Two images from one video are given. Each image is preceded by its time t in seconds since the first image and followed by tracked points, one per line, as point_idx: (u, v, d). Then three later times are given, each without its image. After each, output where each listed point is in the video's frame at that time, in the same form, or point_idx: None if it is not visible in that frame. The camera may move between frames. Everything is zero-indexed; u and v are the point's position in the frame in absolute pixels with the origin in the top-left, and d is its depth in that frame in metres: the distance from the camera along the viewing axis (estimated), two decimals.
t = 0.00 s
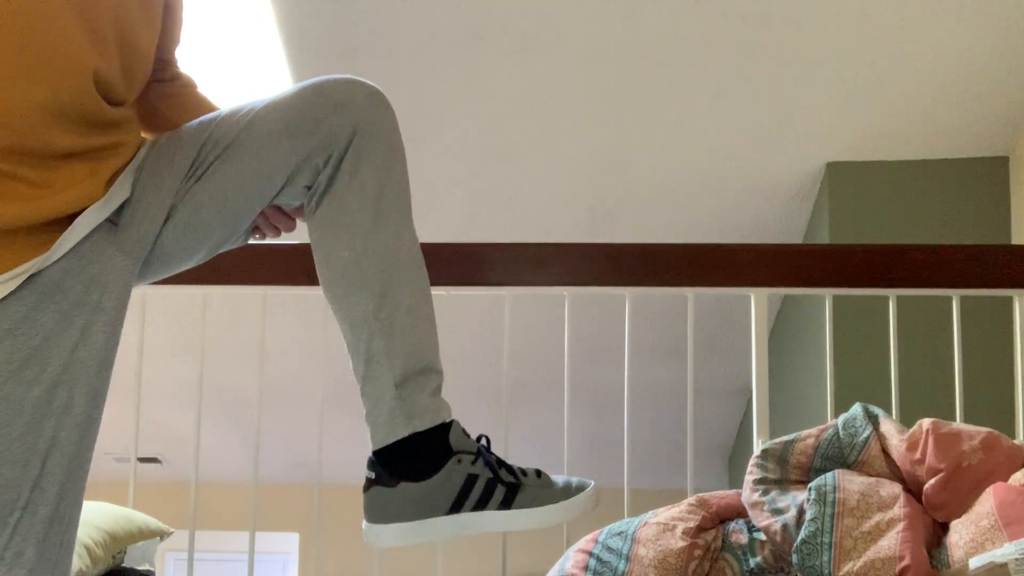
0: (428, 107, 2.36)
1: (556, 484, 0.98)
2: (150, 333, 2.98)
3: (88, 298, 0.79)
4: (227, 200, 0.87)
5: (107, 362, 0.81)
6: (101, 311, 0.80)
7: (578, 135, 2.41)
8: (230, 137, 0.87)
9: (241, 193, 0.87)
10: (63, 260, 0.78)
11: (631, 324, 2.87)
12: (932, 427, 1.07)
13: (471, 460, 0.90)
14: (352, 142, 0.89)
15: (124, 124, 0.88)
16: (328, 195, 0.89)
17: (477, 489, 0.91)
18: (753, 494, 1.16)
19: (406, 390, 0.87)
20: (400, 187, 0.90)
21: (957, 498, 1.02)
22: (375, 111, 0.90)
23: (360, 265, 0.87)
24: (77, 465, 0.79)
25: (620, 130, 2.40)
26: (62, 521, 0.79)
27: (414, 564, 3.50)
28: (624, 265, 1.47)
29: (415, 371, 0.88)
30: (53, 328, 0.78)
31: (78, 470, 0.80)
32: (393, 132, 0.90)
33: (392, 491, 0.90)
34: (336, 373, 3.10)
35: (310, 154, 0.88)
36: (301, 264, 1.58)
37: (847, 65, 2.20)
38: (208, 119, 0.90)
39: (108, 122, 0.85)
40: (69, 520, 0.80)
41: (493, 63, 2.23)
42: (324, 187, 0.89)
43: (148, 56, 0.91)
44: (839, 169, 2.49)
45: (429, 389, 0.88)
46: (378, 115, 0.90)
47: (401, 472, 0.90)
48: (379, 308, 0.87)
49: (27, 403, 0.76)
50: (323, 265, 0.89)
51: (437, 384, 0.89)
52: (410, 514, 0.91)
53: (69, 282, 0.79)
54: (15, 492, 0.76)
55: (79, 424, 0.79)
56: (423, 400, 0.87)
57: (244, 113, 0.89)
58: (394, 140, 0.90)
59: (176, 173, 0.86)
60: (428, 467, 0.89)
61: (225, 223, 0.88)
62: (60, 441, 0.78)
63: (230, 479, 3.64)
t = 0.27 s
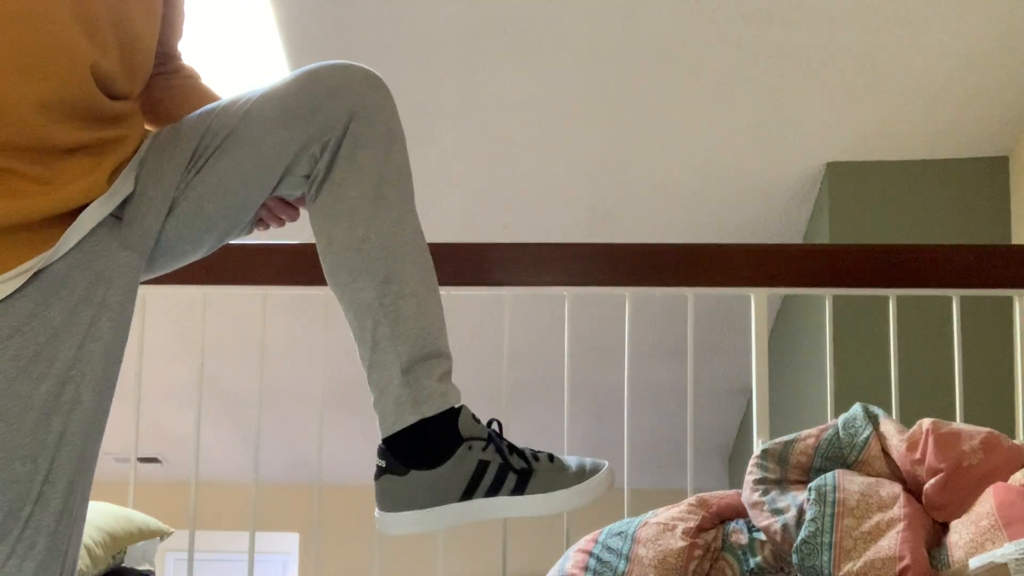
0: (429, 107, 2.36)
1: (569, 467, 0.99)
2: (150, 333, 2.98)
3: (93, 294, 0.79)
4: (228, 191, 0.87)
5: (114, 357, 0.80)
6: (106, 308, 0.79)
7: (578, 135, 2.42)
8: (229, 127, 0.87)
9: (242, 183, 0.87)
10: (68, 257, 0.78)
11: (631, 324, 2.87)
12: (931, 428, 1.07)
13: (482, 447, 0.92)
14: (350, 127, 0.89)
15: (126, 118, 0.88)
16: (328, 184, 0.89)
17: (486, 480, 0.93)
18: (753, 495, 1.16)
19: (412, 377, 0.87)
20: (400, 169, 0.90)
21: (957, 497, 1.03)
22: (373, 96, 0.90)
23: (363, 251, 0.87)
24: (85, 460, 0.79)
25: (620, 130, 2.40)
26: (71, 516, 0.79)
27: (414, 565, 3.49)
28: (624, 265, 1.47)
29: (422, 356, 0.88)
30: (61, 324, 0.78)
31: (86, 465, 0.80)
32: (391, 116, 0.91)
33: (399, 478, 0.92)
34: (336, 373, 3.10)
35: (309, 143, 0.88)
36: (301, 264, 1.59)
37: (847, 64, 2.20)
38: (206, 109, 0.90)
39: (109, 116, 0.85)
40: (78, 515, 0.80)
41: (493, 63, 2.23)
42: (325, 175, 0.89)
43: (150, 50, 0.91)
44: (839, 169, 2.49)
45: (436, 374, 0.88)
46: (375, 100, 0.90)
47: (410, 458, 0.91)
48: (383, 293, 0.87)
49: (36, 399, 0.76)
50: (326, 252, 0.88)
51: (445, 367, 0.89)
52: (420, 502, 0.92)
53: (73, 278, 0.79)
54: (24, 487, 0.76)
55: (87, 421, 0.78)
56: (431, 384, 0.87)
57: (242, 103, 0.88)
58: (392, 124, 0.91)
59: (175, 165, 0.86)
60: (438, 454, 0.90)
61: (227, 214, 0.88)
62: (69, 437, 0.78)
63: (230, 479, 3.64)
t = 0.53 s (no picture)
0: (429, 106, 2.36)
1: (561, 473, 0.99)
2: (151, 333, 2.98)
3: (91, 295, 0.79)
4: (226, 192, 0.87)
5: (111, 357, 0.80)
6: (104, 309, 0.79)
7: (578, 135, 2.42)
8: (229, 128, 0.87)
9: (241, 184, 0.87)
10: (68, 256, 0.78)
11: (632, 324, 2.87)
12: (931, 427, 1.07)
13: (468, 452, 0.91)
14: (349, 126, 0.89)
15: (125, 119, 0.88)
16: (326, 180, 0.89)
17: (474, 486, 0.92)
18: (753, 495, 1.16)
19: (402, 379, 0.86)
20: (397, 169, 0.90)
21: (957, 497, 1.03)
22: (372, 94, 0.90)
23: (355, 249, 0.87)
24: (83, 460, 0.80)
25: (620, 129, 2.40)
26: (70, 515, 0.79)
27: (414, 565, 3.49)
28: (623, 265, 1.47)
29: (411, 359, 0.87)
30: (58, 324, 0.77)
31: (85, 465, 0.80)
32: (391, 115, 0.91)
33: (383, 485, 0.92)
34: (337, 373, 3.10)
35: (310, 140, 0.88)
36: (301, 264, 1.58)
37: (847, 63, 2.20)
38: (208, 112, 0.91)
39: (108, 115, 0.85)
40: (76, 514, 0.80)
41: (493, 63, 2.23)
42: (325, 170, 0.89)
43: (146, 47, 0.91)
44: (839, 169, 2.49)
45: (426, 376, 0.87)
46: (375, 99, 0.90)
47: (397, 466, 0.91)
48: (374, 293, 0.87)
49: (34, 400, 0.76)
50: (319, 250, 0.89)
51: (435, 372, 0.88)
52: (407, 511, 0.92)
53: (72, 278, 0.79)
54: (22, 488, 0.76)
55: (85, 421, 0.78)
56: (419, 388, 0.86)
57: (243, 104, 0.89)
58: (391, 123, 0.91)
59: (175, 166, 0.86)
60: (422, 459, 0.90)
61: (227, 214, 0.88)
62: (66, 438, 0.78)
63: (231, 479, 3.64)
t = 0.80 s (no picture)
0: (429, 106, 2.36)
1: (568, 466, 0.99)
2: (151, 333, 2.98)
3: (90, 295, 0.79)
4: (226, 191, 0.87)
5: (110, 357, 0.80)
6: (103, 309, 0.79)
7: (578, 135, 2.42)
8: (227, 127, 0.87)
9: (241, 184, 0.87)
10: (67, 256, 0.79)
11: (632, 324, 2.87)
12: (932, 427, 1.07)
13: (477, 447, 0.92)
14: (350, 124, 0.88)
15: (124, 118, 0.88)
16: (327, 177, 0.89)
17: (480, 484, 0.93)
18: (753, 495, 1.16)
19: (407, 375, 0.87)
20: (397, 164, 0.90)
21: (957, 497, 1.03)
22: (372, 91, 0.90)
23: (359, 246, 0.87)
24: (82, 461, 0.80)
25: (620, 129, 2.40)
26: (68, 518, 0.79)
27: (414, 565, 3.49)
28: (622, 265, 1.47)
29: (416, 355, 0.87)
30: (56, 326, 0.78)
31: (83, 467, 0.80)
32: (391, 110, 0.91)
33: (393, 482, 0.92)
34: (337, 373, 3.09)
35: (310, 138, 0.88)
36: (301, 264, 1.58)
37: (848, 63, 2.20)
38: (206, 111, 0.90)
39: (107, 113, 0.85)
40: (75, 517, 0.80)
41: (493, 63, 2.23)
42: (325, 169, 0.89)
43: (141, 46, 0.92)
44: (839, 169, 2.49)
45: (432, 373, 0.87)
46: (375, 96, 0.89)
47: (404, 462, 0.91)
48: (378, 289, 0.87)
49: (31, 401, 0.76)
50: (323, 247, 0.89)
51: (440, 367, 0.88)
52: (412, 508, 0.92)
53: (70, 279, 0.79)
54: (20, 489, 0.76)
55: (83, 422, 0.78)
56: (424, 383, 0.87)
57: (242, 102, 0.88)
58: (392, 118, 0.90)
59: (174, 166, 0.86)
60: (431, 456, 0.90)
61: (227, 213, 0.88)
62: (64, 439, 0.78)
63: (231, 479, 3.64)
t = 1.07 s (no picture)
0: (428, 106, 2.36)
1: (613, 437, 0.92)
2: (151, 332, 2.98)
3: (93, 298, 0.79)
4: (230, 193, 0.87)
5: (115, 360, 0.80)
6: (107, 312, 0.79)
7: (579, 134, 2.41)
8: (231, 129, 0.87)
9: (243, 185, 0.87)
10: (71, 258, 0.79)
11: (632, 324, 2.87)
12: (932, 427, 1.06)
13: (517, 434, 0.87)
14: (357, 125, 0.87)
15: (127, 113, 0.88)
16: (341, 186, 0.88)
17: (529, 468, 0.87)
18: (753, 494, 1.16)
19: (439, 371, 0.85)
20: (408, 160, 0.88)
21: (957, 497, 1.03)
22: (376, 89, 0.88)
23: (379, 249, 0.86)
24: (88, 465, 0.79)
25: (620, 129, 2.40)
26: (74, 524, 0.78)
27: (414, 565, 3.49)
28: (621, 265, 1.47)
29: (449, 352, 0.86)
30: (60, 327, 0.78)
31: (89, 471, 0.79)
32: (397, 106, 0.89)
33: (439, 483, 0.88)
34: (337, 373, 3.10)
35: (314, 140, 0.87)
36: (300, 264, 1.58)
37: (847, 63, 2.20)
38: (208, 112, 0.90)
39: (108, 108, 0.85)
40: (81, 523, 0.79)
41: (493, 63, 2.23)
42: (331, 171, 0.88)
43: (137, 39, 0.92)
44: (839, 169, 2.49)
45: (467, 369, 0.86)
46: (377, 93, 0.88)
47: (448, 457, 0.87)
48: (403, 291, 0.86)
49: (36, 404, 0.76)
50: (345, 254, 0.88)
51: (475, 361, 0.86)
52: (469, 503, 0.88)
53: (75, 282, 0.79)
54: (26, 494, 0.76)
55: (88, 425, 0.78)
56: (459, 379, 0.85)
57: (247, 103, 0.88)
58: (399, 114, 0.88)
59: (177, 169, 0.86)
60: (475, 447, 0.86)
61: (231, 215, 0.88)
62: (70, 443, 0.78)
63: (231, 479, 3.64)
